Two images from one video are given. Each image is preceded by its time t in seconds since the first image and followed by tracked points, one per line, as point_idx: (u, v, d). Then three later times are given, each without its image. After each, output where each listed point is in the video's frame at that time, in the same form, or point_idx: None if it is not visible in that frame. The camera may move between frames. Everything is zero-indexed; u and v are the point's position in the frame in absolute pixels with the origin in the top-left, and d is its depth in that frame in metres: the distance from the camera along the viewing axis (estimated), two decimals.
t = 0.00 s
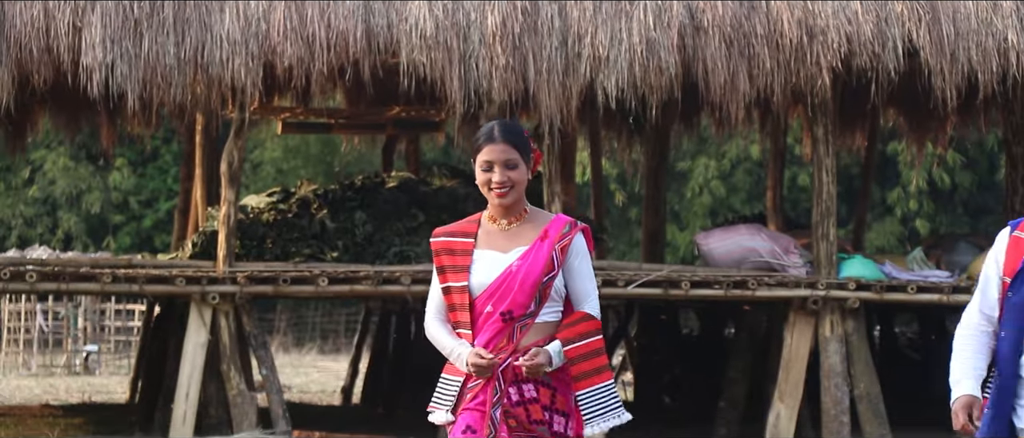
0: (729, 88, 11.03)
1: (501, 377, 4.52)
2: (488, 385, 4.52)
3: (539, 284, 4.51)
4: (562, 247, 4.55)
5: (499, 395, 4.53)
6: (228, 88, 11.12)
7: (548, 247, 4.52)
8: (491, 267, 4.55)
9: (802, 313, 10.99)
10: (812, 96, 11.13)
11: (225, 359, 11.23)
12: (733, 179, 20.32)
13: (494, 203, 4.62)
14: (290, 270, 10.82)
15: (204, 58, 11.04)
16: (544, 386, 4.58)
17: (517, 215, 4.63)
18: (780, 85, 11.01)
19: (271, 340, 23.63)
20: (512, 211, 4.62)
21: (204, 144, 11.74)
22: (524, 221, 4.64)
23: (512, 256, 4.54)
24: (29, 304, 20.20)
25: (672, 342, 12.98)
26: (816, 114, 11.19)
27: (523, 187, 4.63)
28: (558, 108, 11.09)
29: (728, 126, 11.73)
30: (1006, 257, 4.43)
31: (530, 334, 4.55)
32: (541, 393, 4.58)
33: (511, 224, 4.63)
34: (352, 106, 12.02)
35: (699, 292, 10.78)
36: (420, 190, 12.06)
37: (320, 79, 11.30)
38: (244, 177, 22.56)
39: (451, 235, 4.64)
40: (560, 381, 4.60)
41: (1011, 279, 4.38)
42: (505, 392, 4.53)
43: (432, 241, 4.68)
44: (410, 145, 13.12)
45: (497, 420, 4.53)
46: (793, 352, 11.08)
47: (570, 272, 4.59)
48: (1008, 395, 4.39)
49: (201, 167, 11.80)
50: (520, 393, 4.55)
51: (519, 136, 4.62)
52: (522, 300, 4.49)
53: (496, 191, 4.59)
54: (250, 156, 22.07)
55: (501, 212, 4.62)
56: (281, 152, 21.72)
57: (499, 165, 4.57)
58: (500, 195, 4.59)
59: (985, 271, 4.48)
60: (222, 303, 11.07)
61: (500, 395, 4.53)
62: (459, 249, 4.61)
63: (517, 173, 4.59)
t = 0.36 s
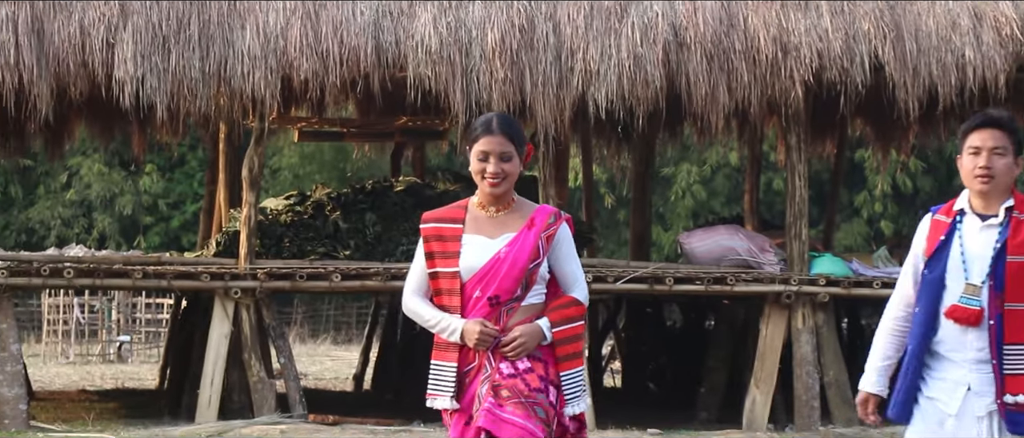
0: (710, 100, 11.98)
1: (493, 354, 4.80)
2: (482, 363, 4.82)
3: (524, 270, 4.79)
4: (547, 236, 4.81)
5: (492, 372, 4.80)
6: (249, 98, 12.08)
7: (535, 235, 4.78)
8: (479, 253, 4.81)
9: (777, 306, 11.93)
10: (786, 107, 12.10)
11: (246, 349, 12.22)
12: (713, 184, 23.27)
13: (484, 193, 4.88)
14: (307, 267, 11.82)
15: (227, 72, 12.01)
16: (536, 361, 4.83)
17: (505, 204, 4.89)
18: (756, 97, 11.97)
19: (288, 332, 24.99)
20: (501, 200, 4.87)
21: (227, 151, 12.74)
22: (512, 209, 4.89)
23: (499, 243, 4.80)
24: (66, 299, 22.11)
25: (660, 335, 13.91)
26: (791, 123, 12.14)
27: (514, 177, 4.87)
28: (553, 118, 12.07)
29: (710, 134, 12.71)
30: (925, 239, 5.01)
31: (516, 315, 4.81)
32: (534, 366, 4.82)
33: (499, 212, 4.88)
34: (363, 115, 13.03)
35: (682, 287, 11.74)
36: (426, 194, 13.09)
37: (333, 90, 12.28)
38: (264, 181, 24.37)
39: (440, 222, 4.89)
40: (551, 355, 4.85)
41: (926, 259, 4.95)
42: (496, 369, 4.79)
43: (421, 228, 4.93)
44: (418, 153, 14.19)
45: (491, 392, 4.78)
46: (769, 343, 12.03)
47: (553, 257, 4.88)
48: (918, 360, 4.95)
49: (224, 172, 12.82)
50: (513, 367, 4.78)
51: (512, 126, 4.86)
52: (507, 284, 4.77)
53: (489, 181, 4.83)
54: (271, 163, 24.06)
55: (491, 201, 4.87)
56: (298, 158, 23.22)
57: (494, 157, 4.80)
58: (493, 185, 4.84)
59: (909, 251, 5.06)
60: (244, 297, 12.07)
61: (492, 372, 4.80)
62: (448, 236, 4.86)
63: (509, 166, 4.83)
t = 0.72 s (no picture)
0: (688, 114, 13.25)
1: (480, 340, 5.59)
2: (469, 347, 5.61)
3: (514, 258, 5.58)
4: (539, 228, 5.60)
5: (478, 355, 5.59)
6: (272, 113, 13.37)
7: (527, 227, 5.58)
8: (475, 240, 5.62)
9: (748, 299, 13.27)
10: (757, 120, 13.40)
11: (270, 339, 13.54)
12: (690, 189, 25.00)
13: (485, 182, 5.69)
14: (326, 265, 13.16)
15: (253, 89, 13.26)
16: (519, 348, 5.63)
17: (504, 195, 5.70)
18: (730, 111, 13.24)
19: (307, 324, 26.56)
20: (500, 191, 5.68)
21: (252, 159, 14.08)
22: (508, 201, 5.70)
23: (494, 231, 5.61)
24: (108, 293, 23.61)
25: (646, 326, 15.21)
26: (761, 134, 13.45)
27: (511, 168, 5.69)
28: (547, 130, 13.34)
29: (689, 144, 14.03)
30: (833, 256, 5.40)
31: (505, 301, 5.60)
32: (516, 354, 5.62)
33: (497, 202, 5.69)
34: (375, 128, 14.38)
35: (663, 283, 13.04)
36: (433, 198, 14.44)
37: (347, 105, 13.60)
38: (286, 189, 25.86)
39: (444, 211, 5.72)
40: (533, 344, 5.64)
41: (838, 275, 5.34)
42: (482, 353, 5.59)
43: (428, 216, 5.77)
44: (425, 161, 15.56)
45: (476, 377, 5.58)
46: (741, 333, 13.34)
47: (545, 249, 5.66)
48: (838, 367, 5.31)
49: (250, 179, 14.17)
50: (497, 353, 5.59)
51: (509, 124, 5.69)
52: (498, 270, 5.56)
53: (487, 169, 5.64)
54: (292, 171, 25.58)
55: (490, 190, 5.68)
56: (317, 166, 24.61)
57: (490, 148, 5.61)
58: (490, 175, 5.65)
59: (814, 269, 5.48)
60: (268, 291, 13.38)
61: (479, 356, 5.60)
62: (450, 224, 5.69)
63: (505, 157, 5.64)
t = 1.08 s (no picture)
0: (673, 123, 14.30)
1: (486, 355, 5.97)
2: (476, 361, 5.96)
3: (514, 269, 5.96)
4: (536, 237, 6.00)
5: (485, 369, 5.97)
6: (288, 122, 14.42)
7: (525, 237, 5.97)
8: (475, 253, 6.02)
9: (730, 295, 14.31)
10: (738, 128, 14.48)
11: (286, 331, 14.61)
12: (679, 192, 26.20)
13: (478, 196, 6.09)
14: (337, 264, 14.14)
15: (271, 100, 14.26)
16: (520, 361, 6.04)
17: (495, 209, 6.11)
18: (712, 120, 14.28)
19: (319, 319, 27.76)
20: (493, 205, 6.10)
21: (271, 166, 15.18)
22: (501, 214, 6.11)
23: (493, 244, 6.00)
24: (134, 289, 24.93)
25: (635, 320, 16.34)
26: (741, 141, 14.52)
27: (500, 177, 6.11)
28: (543, 138, 14.37)
29: (674, 151, 15.11)
30: (776, 227, 6.17)
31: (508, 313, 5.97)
32: (518, 367, 6.03)
33: (492, 216, 6.10)
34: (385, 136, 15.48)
35: (651, 279, 14.12)
36: (438, 201, 15.54)
37: (358, 115, 14.68)
38: (301, 192, 27.05)
39: (440, 229, 6.12)
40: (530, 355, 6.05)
41: (783, 249, 6.12)
42: (490, 367, 5.98)
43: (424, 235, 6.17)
44: (430, 166, 16.68)
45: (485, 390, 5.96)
46: (723, 326, 14.38)
47: (541, 259, 6.06)
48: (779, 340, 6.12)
49: (269, 183, 15.27)
50: (502, 366, 5.99)
51: (495, 136, 6.11)
52: (501, 281, 5.93)
53: (479, 180, 6.05)
54: (307, 176, 26.74)
55: (483, 202, 6.10)
56: (329, 171, 25.73)
57: (479, 159, 6.03)
58: (482, 186, 6.06)
59: (755, 231, 6.22)
60: (285, 287, 14.45)
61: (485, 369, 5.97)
62: (447, 240, 6.09)
63: (494, 167, 6.05)
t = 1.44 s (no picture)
0: (665, 129, 15.08)
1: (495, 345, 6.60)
2: (484, 352, 6.66)
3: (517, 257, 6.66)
4: (540, 230, 6.67)
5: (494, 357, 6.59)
6: (301, 129, 15.22)
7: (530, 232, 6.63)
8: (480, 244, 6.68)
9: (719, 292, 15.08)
10: (726, 134, 15.26)
11: (297, 327, 15.41)
12: (676, 195, 27.01)
13: (483, 193, 6.71)
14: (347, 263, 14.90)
15: (284, 109, 15.05)
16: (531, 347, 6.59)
17: (499, 204, 6.75)
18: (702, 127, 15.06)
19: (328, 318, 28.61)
20: (497, 200, 6.73)
21: (284, 170, 15.99)
22: (504, 210, 6.76)
23: (499, 238, 6.67)
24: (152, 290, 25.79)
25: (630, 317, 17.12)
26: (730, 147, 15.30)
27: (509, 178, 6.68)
28: (542, 144, 15.16)
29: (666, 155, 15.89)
30: (764, 220, 6.58)
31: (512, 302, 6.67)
32: (530, 352, 6.58)
33: (496, 210, 6.75)
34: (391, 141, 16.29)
35: (644, 278, 14.89)
36: (442, 204, 16.34)
37: (367, 122, 15.48)
38: (312, 196, 27.90)
39: (444, 219, 6.75)
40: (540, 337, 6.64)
41: (770, 240, 6.54)
42: (499, 355, 6.57)
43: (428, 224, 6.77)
44: (435, 170, 17.49)
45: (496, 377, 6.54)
46: (713, 322, 15.14)
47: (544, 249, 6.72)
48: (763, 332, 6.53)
49: (281, 187, 16.08)
50: (512, 352, 6.55)
51: (512, 138, 6.63)
52: (505, 270, 6.64)
53: (488, 180, 6.63)
54: (318, 181, 27.57)
55: (488, 198, 6.72)
56: (340, 177, 26.54)
57: (494, 161, 6.57)
58: (491, 186, 6.65)
59: (732, 216, 6.56)
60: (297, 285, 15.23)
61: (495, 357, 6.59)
62: (452, 229, 6.72)
63: (506, 170, 6.62)
